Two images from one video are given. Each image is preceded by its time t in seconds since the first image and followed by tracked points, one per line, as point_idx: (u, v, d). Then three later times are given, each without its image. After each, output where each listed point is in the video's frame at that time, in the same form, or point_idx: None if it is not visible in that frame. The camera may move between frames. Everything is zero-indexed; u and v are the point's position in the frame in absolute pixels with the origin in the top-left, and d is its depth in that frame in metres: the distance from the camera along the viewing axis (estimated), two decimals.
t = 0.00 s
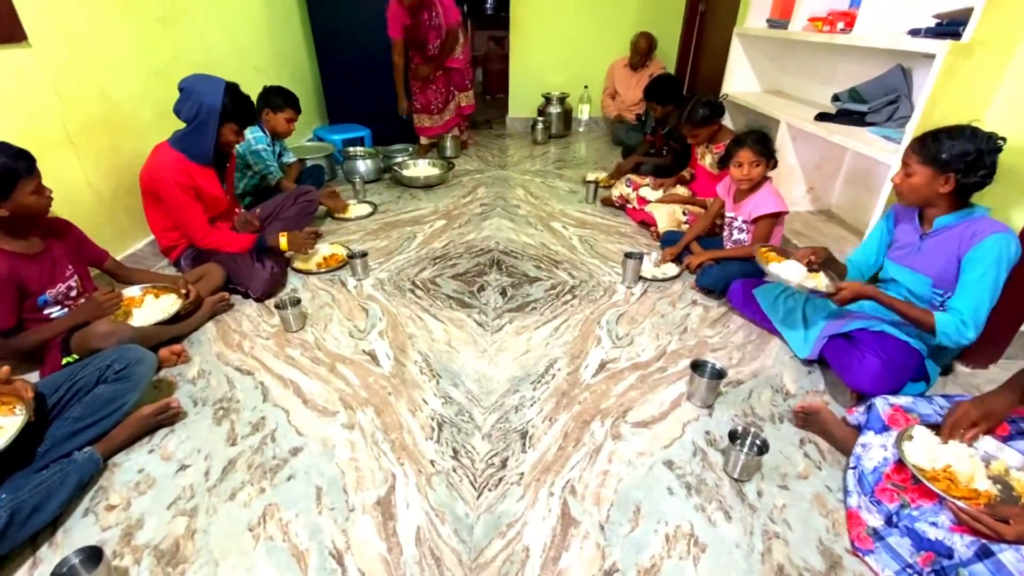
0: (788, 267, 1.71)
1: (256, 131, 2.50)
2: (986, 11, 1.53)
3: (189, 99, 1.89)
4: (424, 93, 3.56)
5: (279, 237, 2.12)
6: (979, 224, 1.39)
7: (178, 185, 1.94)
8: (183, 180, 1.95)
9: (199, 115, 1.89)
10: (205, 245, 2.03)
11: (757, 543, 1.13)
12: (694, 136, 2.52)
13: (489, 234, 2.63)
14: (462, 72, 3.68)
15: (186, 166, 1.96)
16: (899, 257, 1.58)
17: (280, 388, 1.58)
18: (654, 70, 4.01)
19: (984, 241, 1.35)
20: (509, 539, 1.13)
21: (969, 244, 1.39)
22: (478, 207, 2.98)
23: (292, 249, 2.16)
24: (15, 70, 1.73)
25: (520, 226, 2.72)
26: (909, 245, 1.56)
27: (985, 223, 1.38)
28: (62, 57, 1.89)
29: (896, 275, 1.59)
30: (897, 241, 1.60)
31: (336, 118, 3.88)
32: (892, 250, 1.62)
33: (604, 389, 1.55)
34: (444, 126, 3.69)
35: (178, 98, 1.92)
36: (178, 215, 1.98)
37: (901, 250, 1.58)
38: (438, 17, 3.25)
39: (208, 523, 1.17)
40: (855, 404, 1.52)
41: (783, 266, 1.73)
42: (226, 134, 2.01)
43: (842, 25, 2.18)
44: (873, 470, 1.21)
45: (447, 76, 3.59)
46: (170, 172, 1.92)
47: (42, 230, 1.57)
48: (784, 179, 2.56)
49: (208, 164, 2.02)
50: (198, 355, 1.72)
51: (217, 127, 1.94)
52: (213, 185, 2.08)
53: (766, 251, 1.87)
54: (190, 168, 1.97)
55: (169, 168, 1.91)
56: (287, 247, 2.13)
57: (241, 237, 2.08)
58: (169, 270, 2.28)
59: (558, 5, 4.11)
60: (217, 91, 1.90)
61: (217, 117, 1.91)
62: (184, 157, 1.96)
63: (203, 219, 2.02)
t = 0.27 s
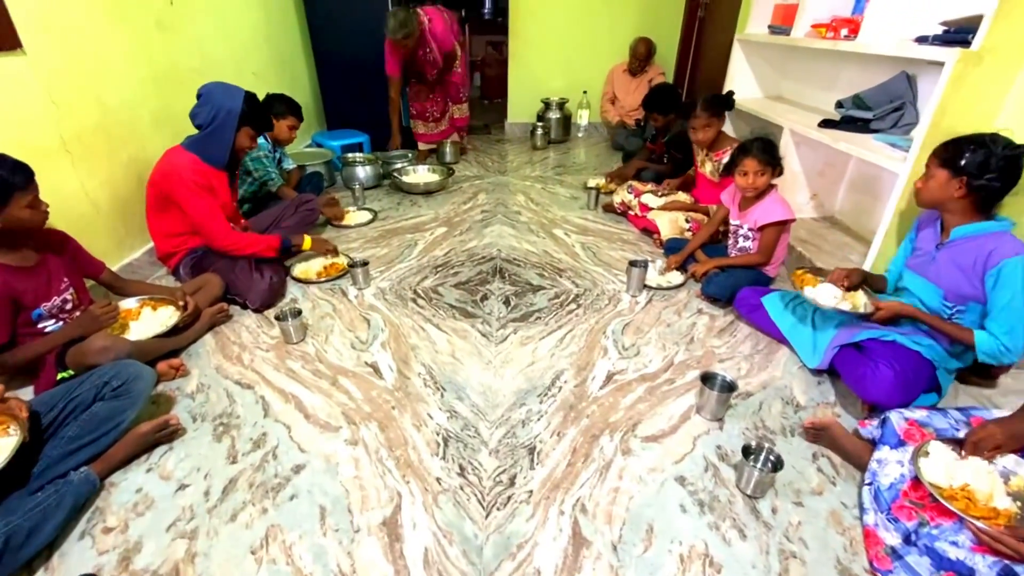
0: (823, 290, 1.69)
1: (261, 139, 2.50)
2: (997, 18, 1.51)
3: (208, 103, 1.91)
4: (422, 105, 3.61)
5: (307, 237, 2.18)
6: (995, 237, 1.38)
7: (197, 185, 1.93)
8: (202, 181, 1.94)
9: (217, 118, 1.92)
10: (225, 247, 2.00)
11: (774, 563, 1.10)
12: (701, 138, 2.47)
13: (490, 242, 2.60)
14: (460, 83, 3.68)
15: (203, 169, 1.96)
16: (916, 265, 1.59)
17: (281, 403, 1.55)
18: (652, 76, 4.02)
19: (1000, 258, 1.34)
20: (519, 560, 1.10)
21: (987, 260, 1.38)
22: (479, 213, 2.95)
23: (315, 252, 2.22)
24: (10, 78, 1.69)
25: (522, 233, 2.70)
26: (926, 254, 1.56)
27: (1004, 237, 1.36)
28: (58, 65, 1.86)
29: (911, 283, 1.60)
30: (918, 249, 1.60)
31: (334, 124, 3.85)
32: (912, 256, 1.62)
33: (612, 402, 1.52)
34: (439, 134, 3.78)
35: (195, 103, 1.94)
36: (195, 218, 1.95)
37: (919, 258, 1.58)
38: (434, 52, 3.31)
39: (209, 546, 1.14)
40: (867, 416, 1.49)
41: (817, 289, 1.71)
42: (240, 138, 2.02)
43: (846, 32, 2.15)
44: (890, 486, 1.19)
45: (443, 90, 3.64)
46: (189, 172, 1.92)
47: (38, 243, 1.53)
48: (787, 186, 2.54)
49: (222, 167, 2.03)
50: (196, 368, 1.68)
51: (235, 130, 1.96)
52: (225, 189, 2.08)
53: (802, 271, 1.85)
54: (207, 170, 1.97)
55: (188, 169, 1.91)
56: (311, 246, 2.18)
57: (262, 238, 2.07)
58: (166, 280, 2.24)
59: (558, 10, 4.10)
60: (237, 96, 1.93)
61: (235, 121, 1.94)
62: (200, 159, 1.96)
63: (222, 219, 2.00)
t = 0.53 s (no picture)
0: (835, 319, 1.67)
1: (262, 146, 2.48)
2: (1005, 27, 1.50)
3: (228, 111, 1.92)
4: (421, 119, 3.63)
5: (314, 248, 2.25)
6: (1010, 251, 1.37)
7: (212, 190, 1.92)
8: (217, 187, 1.93)
9: (236, 126, 1.92)
10: (235, 253, 1.99)
11: None
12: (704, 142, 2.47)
13: (493, 249, 2.58)
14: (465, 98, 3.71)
15: (218, 174, 1.95)
16: (927, 274, 1.58)
17: (283, 417, 1.52)
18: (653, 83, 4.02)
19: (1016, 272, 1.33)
20: None
21: (1002, 273, 1.37)
22: (481, 220, 2.93)
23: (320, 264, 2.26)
24: (8, 88, 1.67)
25: (525, 240, 2.68)
26: (937, 265, 1.55)
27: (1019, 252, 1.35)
28: (56, 74, 1.84)
29: (921, 292, 1.58)
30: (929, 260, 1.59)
31: (334, 130, 3.83)
32: (924, 267, 1.61)
33: (619, 416, 1.50)
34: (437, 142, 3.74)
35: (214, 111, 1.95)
36: (207, 223, 1.93)
37: (930, 268, 1.58)
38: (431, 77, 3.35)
39: (210, 567, 1.12)
40: (875, 430, 1.47)
41: (830, 319, 1.68)
42: (256, 149, 2.02)
43: (850, 40, 2.15)
44: (904, 503, 1.17)
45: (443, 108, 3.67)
46: (205, 178, 1.90)
47: (36, 254, 1.52)
48: (790, 193, 2.52)
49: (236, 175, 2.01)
50: (196, 381, 1.66)
51: (253, 140, 1.97)
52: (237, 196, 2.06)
53: (814, 297, 1.78)
54: (221, 176, 1.95)
55: (204, 174, 1.90)
56: (319, 258, 2.24)
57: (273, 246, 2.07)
58: (165, 289, 2.21)
59: (558, 16, 4.10)
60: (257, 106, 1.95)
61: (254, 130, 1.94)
62: (215, 165, 1.94)
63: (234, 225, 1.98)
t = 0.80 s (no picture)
0: (843, 333, 1.65)
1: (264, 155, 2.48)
2: (1013, 37, 1.49)
3: (237, 122, 1.90)
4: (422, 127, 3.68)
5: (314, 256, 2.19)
6: (1013, 263, 1.36)
7: (216, 199, 1.90)
8: (220, 196, 1.91)
9: (245, 137, 1.90)
10: (235, 261, 1.98)
11: None
12: (704, 148, 2.45)
13: (495, 257, 2.57)
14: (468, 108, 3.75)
15: (224, 184, 1.94)
16: (931, 287, 1.57)
17: (285, 430, 1.51)
18: (654, 88, 4.05)
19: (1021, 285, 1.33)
20: None
21: (1009, 286, 1.36)
22: (483, 228, 2.92)
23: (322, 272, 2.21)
24: (9, 98, 1.66)
25: (527, 248, 2.67)
26: (940, 278, 1.54)
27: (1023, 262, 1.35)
28: (58, 83, 1.83)
29: (926, 305, 1.57)
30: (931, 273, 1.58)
31: (336, 136, 3.82)
32: (925, 280, 1.60)
33: (624, 428, 1.49)
34: (432, 149, 3.79)
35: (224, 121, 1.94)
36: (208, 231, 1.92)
37: (934, 281, 1.56)
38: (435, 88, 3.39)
39: None
40: (884, 445, 1.44)
41: (837, 332, 1.66)
42: (263, 160, 2.00)
43: (854, 48, 2.14)
44: (915, 519, 1.15)
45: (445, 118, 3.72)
46: (209, 186, 1.88)
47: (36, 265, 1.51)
48: (793, 202, 2.51)
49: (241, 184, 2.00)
50: (197, 392, 1.64)
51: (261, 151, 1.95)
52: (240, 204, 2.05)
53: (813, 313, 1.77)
54: (226, 185, 1.94)
55: (208, 182, 1.88)
56: (320, 266, 2.18)
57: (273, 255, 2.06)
58: (166, 298, 2.20)
59: (559, 23, 4.10)
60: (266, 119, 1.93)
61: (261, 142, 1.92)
62: (220, 174, 1.93)
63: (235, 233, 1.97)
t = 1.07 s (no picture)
0: (847, 341, 1.62)
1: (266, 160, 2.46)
2: None
3: (233, 128, 1.89)
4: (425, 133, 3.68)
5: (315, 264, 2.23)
6: (1013, 273, 1.34)
7: (215, 206, 1.88)
8: (219, 203, 1.89)
9: (241, 143, 1.88)
10: (235, 269, 1.96)
11: None
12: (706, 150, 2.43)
13: (497, 263, 2.55)
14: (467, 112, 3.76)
15: (223, 192, 1.92)
16: (934, 299, 1.54)
17: (283, 440, 1.48)
18: (657, 93, 4.02)
19: None
20: None
21: (1012, 297, 1.33)
22: (485, 233, 2.90)
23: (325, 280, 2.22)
24: (8, 103, 1.65)
25: (529, 253, 2.65)
26: (942, 289, 1.51)
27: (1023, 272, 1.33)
28: (58, 88, 1.82)
29: (932, 317, 1.54)
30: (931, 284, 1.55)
31: (338, 141, 3.81)
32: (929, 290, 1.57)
33: (628, 440, 1.46)
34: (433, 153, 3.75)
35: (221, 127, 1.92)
36: (208, 239, 1.90)
37: (935, 293, 1.53)
38: (438, 90, 3.40)
39: None
40: (896, 458, 1.41)
41: (841, 340, 1.63)
42: (262, 166, 1.97)
43: (861, 52, 2.11)
44: (929, 537, 1.12)
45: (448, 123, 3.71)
46: (207, 194, 1.87)
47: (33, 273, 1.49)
48: (799, 208, 2.48)
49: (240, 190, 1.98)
50: (194, 401, 1.62)
51: (258, 157, 1.92)
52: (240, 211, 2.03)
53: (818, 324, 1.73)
54: (224, 192, 1.92)
55: (209, 192, 1.87)
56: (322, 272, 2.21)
57: (274, 263, 2.05)
58: (165, 305, 2.18)
59: (563, 27, 4.09)
60: (263, 124, 1.91)
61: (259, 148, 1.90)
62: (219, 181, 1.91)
63: (236, 241, 1.96)
